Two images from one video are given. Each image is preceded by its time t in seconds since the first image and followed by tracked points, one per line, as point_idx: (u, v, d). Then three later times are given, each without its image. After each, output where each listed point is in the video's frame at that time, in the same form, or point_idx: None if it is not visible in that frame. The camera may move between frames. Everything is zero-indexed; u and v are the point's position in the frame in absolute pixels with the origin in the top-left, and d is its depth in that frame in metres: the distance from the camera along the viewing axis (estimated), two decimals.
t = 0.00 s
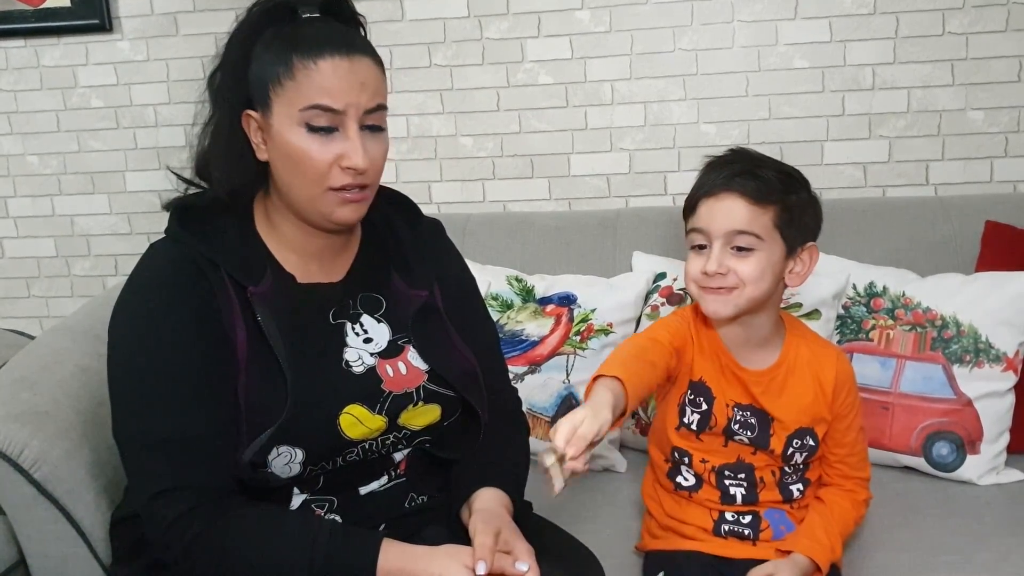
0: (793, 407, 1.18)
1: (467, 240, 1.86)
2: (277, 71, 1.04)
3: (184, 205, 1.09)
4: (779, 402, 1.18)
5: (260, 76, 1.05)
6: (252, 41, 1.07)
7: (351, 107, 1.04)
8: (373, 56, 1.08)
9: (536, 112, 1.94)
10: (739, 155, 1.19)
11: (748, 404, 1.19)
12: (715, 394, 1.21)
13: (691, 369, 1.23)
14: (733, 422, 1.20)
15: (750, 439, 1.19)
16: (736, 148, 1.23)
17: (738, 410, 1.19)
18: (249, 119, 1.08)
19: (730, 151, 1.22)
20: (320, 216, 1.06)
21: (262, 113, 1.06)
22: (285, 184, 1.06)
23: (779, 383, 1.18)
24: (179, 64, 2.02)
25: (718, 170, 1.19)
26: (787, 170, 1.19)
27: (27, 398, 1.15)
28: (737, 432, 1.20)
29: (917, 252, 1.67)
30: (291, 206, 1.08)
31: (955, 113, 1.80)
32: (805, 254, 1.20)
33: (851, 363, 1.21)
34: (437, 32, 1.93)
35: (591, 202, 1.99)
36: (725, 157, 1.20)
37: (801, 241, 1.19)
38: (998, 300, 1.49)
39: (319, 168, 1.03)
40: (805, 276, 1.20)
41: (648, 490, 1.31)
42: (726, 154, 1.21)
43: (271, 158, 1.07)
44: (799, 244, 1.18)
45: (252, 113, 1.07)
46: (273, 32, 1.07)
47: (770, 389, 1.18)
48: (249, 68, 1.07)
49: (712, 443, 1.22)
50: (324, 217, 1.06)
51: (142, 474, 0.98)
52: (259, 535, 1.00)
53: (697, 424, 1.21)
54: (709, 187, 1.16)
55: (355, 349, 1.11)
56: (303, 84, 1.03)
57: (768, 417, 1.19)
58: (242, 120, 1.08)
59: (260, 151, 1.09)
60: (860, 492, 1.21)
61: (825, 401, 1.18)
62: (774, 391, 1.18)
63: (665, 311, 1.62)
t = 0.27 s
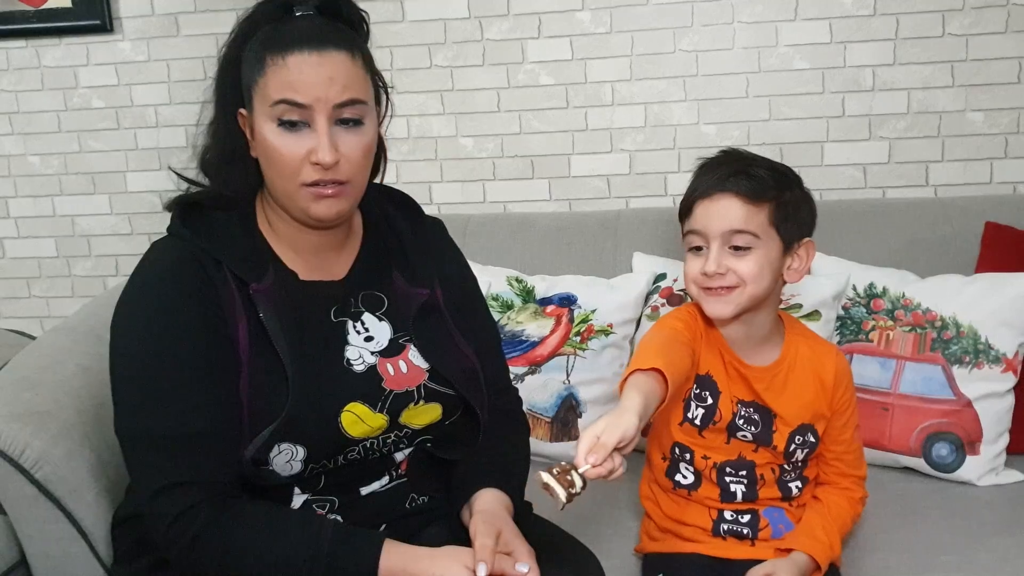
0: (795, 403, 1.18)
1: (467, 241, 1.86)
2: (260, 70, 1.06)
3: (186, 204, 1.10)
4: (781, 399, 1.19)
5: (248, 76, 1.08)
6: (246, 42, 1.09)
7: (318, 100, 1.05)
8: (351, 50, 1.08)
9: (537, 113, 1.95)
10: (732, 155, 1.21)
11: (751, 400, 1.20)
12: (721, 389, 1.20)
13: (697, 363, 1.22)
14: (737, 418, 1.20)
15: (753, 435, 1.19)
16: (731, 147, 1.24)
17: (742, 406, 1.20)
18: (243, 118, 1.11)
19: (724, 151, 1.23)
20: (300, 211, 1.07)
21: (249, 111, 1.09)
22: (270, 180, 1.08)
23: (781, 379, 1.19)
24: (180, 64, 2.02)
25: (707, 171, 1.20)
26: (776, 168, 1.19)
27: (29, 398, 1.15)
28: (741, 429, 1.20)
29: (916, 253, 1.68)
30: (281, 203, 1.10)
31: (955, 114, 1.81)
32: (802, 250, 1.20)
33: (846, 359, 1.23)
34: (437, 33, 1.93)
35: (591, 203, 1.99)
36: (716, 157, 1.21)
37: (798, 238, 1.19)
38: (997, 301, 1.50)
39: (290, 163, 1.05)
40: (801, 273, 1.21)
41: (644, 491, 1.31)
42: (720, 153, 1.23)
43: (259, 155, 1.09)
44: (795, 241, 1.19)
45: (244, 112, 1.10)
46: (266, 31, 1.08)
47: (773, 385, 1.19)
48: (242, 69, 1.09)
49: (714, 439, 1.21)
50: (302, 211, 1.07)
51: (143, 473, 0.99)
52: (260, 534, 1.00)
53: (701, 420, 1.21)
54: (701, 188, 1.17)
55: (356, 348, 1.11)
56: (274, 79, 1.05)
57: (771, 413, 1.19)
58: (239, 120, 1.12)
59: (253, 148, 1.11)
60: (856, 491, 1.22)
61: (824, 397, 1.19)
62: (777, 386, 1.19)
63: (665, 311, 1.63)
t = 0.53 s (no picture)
0: (795, 399, 1.18)
1: (467, 240, 1.86)
2: (252, 68, 1.06)
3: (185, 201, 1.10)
4: (781, 395, 1.19)
5: (241, 75, 1.07)
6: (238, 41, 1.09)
7: (306, 97, 1.05)
8: (340, 46, 1.08)
9: (536, 112, 1.95)
10: (727, 155, 1.21)
11: (751, 397, 1.20)
12: (721, 386, 1.20)
13: (697, 361, 1.22)
14: (737, 415, 1.20)
15: (754, 431, 1.19)
16: (726, 147, 1.24)
17: (742, 403, 1.20)
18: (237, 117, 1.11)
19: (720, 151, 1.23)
20: (294, 208, 1.07)
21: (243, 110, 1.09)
22: (264, 179, 1.08)
23: (781, 376, 1.19)
24: (179, 63, 2.02)
25: (704, 171, 1.20)
26: (772, 167, 1.19)
27: (28, 397, 1.15)
28: (741, 426, 1.20)
29: (916, 253, 1.68)
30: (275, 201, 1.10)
31: (955, 114, 1.81)
32: (802, 248, 1.20)
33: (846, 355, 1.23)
34: (437, 33, 1.93)
35: (591, 202, 1.99)
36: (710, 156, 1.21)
37: (796, 237, 1.19)
38: (997, 301, 1.50)
39: (282, 161, 1.05)
40: (798, 271, 1.21)
41: (646, 489, 1.31)
42: (716, 154, 1.23)
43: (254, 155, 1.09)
44: (794, 240, 1.19)
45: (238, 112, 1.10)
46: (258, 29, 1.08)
47: (772, 381, 1.19)
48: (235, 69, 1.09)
49: (715, 436, 1.21)
50: (295, 209, 1.08)
51: (142, 470, 0.99)
52: (259, 533, 1.00)
53: (701, 417, 1.21)
54: (701, 187, 1.18)
55: (355, 344, 1.11)
56: (265, 77, 1.05)
57: (771, 409, 1.19)
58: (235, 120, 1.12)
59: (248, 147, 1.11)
60: (856, 487, 1.22)
61: (825, 394, 1.19)
62: (777, 382, 1.19)
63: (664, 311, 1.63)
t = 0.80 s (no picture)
0: (794, 399, 1.18)
1: (467, 241, 1.86)
2: (250, 69, 1.06)
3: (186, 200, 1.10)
4: (780, 395, 1.19)
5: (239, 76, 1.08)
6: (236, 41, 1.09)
7: (303, 97, 1.05)
8: (337, 45, 1.08)
9: (537, 113, 1.95)
10: (724, 157, 1.21)
11: (750, 398, 1.20)
12: (719, 387, 1.21)
13: (696, 362, 1.23)
14: (736, 416, 1.20)
15: (753, 431, 1.20)
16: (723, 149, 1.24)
17: (741, 403, 1.20)
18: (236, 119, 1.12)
19: (717, 153, 1.23)
20: (293, 209, 1.08)
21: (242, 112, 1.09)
22: (264, 179, 1.08)
23: (779, 376, 1.19)
24: (180, 64, 2.02)
25: (701, 172, 1.20)
26: (768, 168, 1.19)
27: (29, 397, 1.15)
28: (740, 426, 1.20)
29: (916, 254, 1.68)
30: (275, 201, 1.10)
31: (955, 116, 1.81)
32: (798, 248, 1.20)
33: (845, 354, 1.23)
34: (438, 33, 1.93)
35: (591, 203, 2.00)
36: (708, 158, 1.22)
37: (793, 237, 1.19)
38: (997, 302, 1.50)
39: (281, 161, 1.05)
40: (795, 272, 1.21)
41: (648, 490, 1.31)
42: (713, 155, 1.23)
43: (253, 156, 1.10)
44: (791, 240, 1.19)
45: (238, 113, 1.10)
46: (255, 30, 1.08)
47: (770, 382, 1.19)
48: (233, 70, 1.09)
49: (714, 436, 1.22)
50: (295, 209, 1.08)
51: (142, 469, 0.99)
52: (260, 533, 1.00)
53: (700, 417, 1.21)
54: (698, 189, 1.18)
55: (357, 343, 1.11)
56: (263, 78, 1.05)
57: (770, 409, 1.19)
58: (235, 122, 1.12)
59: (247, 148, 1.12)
60: (856, 487, 1.22)
61: (823, 394, 1.19)
62: (775, 383, 1.19)
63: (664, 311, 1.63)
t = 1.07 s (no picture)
0: (790, 400, 1.19)
1: (466, 242, 1.86)
2: (249, 70, 1.06)
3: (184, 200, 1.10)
4: (776, 396, 1.19)
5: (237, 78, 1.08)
6: (234, 43, 1.09)
7: (303, 98, 1.05)
8: (337, 47, 1.08)
9: (535, 114, 1.95)
10: (722, 158, 1.21)
11: (746, 398, 1.20)
12: (714, 388, 1.21)
13: (692, 363, 1.23)
14: (731, 416, 1.20)
15: (749, 432, 1.20)
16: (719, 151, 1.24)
17: (737, 404, 1.20)
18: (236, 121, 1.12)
19: (714, 154, 1.23)
20: (293, 209, 1.08)
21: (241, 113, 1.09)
22: (263, 180, 1.08)
23: (774, 377, 1.19)
24: (179, 65, 2.02)
25: (699, 174, 1.20)
26: (765, 170, 1.19)
27: (27, 398, 1.16)
28: (736, 426, 1.20)
29: (914, 254, 1.68)
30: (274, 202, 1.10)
31: (953, 116, 1.81)
32: (793, 249, 1.20)
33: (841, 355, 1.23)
34: (436, 34, 1.93)
35: (589, 204, 2.00)
36: (706, 159, 1.22)
37: (789, 238, 1.20)
38: (995, 303, 1.50)
39: (281, 162, 1.06)
40: (792, 272, 1.21)
41: (646, 490, 1.31)
42: (710, 157, 1.23)
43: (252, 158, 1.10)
44: (788, 240, 1.19)
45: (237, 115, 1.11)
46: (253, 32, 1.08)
47: (766, 383, 1.19)
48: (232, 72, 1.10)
49: (711, 437, 1.22)
50: (294, 210, 1.08)
51: (140, 469, 0.99)
52: (258, 533, 1.00)
53: (696, 418, 1.22)
54: (692, 194, 1.18)
55: (355, 344, 1.11)
56: (262, 79, 1.05)
57: (766, 410, 1.19)
58: (234, 124, 1.13)
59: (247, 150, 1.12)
60: (853, 487, 1.22)
61: (820, 395, 1.19)
62: (770, 384, 1.19)
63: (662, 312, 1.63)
